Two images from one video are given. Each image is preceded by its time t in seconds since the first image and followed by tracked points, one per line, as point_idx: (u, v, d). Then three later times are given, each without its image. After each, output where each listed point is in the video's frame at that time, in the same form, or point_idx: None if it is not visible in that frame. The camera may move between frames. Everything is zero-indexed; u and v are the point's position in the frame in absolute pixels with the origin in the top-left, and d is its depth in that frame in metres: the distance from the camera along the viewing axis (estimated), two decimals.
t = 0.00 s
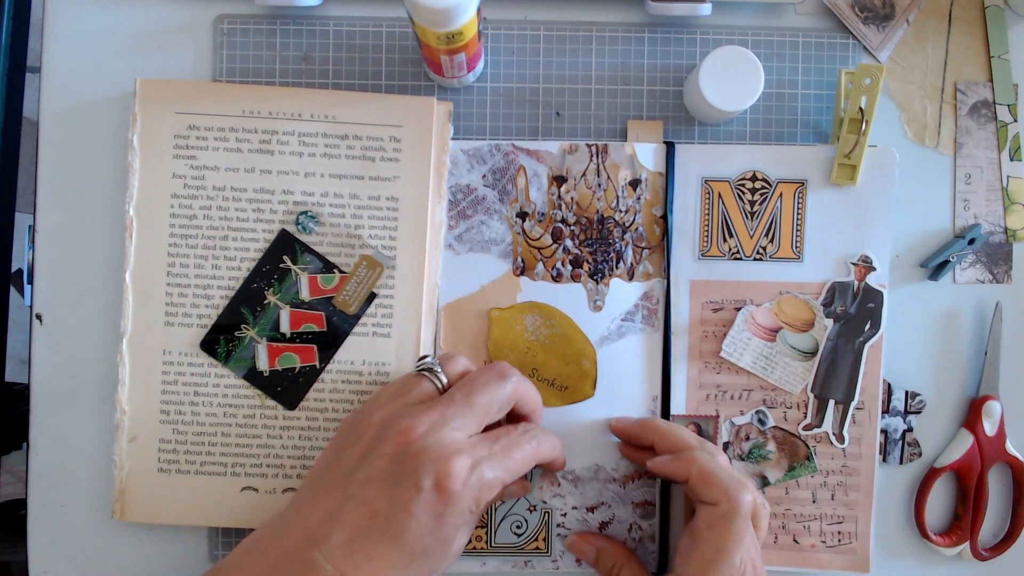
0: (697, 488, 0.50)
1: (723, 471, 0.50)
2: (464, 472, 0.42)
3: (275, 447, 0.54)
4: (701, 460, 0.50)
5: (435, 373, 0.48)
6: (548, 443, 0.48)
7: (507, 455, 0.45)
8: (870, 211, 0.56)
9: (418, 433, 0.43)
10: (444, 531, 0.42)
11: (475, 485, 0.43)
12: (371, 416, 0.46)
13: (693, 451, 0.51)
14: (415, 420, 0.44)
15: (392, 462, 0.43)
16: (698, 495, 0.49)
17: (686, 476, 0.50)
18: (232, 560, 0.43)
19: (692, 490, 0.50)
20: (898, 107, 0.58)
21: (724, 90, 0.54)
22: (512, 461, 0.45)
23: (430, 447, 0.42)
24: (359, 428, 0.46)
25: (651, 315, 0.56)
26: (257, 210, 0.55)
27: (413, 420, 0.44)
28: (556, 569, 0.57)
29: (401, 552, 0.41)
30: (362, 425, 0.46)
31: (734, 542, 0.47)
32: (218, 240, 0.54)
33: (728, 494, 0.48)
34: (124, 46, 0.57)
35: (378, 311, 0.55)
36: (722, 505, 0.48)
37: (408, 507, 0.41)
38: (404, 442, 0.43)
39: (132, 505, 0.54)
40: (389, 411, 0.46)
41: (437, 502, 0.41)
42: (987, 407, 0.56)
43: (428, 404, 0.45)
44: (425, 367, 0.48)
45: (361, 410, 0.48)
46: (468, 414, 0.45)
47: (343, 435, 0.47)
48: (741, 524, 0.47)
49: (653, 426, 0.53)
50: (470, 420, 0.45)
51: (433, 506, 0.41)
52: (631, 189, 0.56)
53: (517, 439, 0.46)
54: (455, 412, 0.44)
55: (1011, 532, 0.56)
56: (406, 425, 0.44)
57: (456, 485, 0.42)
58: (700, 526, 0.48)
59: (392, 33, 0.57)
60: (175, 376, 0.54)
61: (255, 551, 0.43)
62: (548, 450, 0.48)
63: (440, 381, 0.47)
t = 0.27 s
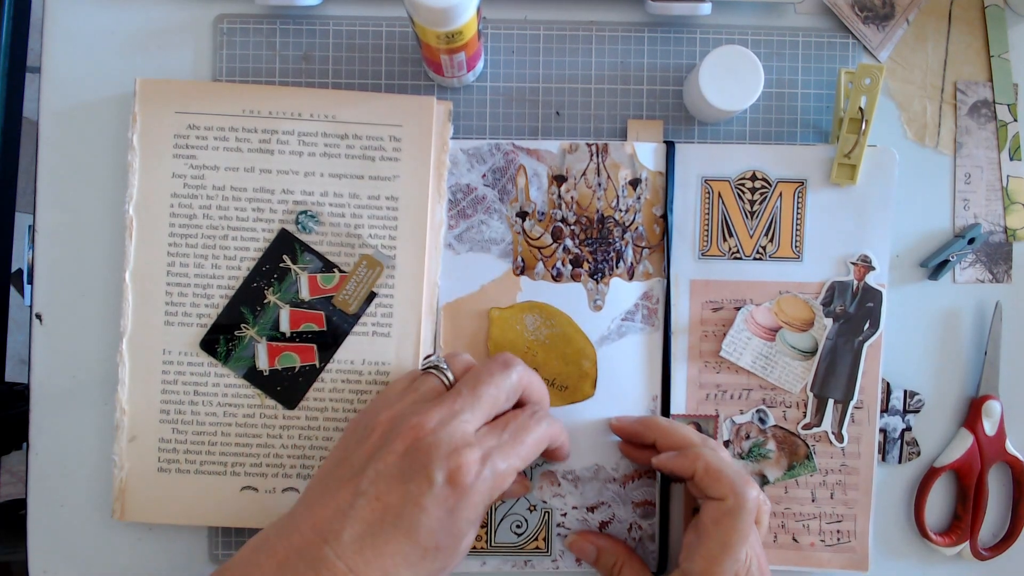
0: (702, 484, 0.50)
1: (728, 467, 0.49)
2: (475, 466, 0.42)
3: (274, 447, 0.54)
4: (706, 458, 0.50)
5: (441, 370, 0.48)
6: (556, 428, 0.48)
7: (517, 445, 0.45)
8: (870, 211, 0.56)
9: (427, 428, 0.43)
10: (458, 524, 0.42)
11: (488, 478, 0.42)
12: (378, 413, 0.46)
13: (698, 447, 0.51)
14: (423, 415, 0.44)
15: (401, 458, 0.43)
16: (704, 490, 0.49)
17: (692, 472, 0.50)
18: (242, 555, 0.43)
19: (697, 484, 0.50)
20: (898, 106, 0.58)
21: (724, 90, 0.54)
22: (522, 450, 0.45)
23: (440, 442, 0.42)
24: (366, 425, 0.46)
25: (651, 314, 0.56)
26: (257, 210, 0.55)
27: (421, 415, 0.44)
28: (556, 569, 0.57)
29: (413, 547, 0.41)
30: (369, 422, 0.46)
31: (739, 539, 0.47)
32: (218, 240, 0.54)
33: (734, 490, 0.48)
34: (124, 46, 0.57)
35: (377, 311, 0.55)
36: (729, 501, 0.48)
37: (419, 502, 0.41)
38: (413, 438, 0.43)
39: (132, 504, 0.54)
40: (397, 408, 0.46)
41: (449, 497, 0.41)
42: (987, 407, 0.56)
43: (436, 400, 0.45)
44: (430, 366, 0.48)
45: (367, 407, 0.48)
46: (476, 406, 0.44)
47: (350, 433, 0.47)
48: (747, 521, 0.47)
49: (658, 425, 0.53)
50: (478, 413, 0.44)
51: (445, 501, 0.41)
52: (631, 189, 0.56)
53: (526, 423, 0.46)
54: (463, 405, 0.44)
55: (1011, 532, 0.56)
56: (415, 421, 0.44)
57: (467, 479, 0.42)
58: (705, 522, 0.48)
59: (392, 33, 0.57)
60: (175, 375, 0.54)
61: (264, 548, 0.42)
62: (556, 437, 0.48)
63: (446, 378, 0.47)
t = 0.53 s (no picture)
0: (702, 481, 0.50)
1: (729, 464, 0.49)
2: (490, 460, 0.42)
3: (274, 447, 0.54)
4: (706, 454, 0.50)
5: (450, 366, 0.48)
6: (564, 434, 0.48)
7: (530, 441, 0.45)
8: (870, 211, 0.56)
9: (440, 423, 0.43)
10: (473, 519, 0.42)
11: (502, 472, 0.43)
12: (387, 410, 0.46)
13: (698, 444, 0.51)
14: (436, 411, 0.44)
15: (415, 454, 0.43)
16: (704, 487, 0.49)
17: (692, 470, 0.50)
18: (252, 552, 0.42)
19: (698, 482, 0.50)
20: (898, 106, 0.58)
21: (724, 90, 0.54)
22: (535, 446, 0.45)
23: (453, 437, 0.42)
24: (376, 422, 0.46)
25: (651, 314, 0.56)
26: (257, 210, 0.55)
27: (433, 411, 0.44)
28: (556, 569, 0.57)
29: (429, 541, 0.41)
30: (379, 419, 0.46)
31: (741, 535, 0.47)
32: (218, 240, 0.54)
33: (735, 486, 0.48)
34: (124, 46, 0.57)
35: (378, 311, 0.55)
36: (730, 498, 0.48)
37: (434, 496, 0.41)
38: (427, 433, 0.43)
39: (132, 505, 0.54)
40: (407, 404, 0.46)
41: (463, 490, 0.41)
42: (987, 407, 0.56)
43: (446, 395, 0.45)
44: (436, 362, 0.48)
45: (375, 404, 0.48)
46: (488, 402, 0.44)
47: (359, 430, 0.47)
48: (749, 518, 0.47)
49: (659, 424, 0.53)
50: (490, 408, 0.44)
51: (460, 495, 0.41)
52: (631, 189, 0.56)
53: (537, 422, 0.46)
54: (475, 400, 0.44)
55: (1011, 532, 0.56)
56: (427, 417, 0.44)
57: (483, 473, 0.42)
58: (705, 519, 0.49)
59: (392, 33, 0.57)
60: (175, 375, 0.54)
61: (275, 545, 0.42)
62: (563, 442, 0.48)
63: (455, 374, 0.47)
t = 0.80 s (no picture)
0: (701, 478, 0.50)
1: (729, 462, 0.49)
2: (522, 462, 0.43)
3: (274, 447, 0.54)
4: (705, 452, 0.50)
5: (472, 367, 0.47)
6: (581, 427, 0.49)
7: (556, 437, 0.45)
8: (870, 211, 0.56)
9: (470, 425, 0.43)
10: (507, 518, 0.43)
11: (534, 473, 0.43)
12: (412, 410, 0.46)
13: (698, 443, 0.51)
14: (464, 412, 0.44)
15: (447, 456, 0.43)
16: (704, 485, 0.50)
17: (692, 468, 0.50)
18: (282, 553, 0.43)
19: (698, 480, 0.50)
20: (898, 106, 0.58)
21: (724, 90, 0.54)
22: (561, 441, 0.45)
23: (485, 439, 0.43)
24: (402, 422, 0.46)
25: (651, 314, 0.56)
26: (257, 210, 0.55)
27: (461, 412, 0.44)
28: (556, 569, 0.57)
29: (467, 542, 0.42)
30: (405, 420, 0.46)
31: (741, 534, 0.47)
32: (218, 240, 0.54)
33: (735, 485, 0.48)
34: (124, 46, 0.57)
35: (378, 311, 0.55)
36: (729, 496, 0.48)
37: (469, 498, 0.42)
38: (456, 435, 0.43)
39: (132, 504, 0.54)
40: (433, 404, 0.45)
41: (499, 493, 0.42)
42: (987, 407, 0.56)
43: (471, 395, 0.45)
44: (459, 363, 0.47)
45: (397, 403, 0.47)
46: (516, 402, 0.44)
47: (384, 431, 0.46)
48: (748, 515, 0.48)
49: (658, 423, 0.53)
50: (518, 407, 0.45)
51: (496, 498, 0.42)
52: (631, 189, 0.56)
53: (560, 416, 0.46)
54: (503, 400, 0.44)
55: (1011, 532, 0.56)
56: (456, 418, 0.43)
57: (517, 475, 0.42)
58: (705, 519, 0.49)
59: (392, 33, 0.57)
60: (175, 375, 0.54)
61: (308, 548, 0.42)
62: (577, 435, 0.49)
63: (478, 374, 0.47)
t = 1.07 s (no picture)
0: (701, 477, 0.50)
1: (728, 461, 0.49)
2: (543, 495, 0.45)
3: (274, 447, 0.54)
4: (705, 450, 0.50)
5: (493, 390, 0.47)
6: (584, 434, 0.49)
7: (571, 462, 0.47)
8: (870, 211, 0.56)
9: (497, 460, 0.45)
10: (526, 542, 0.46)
11: (553, 501, 0.46)
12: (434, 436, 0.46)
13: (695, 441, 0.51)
14: (491, 446, 0.45)
15: (474, 490, 0.44)
16: (703, 484, 0.50)
17: (690, 466, 0.50)
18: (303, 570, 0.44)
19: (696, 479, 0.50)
20: (898, 106, 0.58)
21: (724, 90, 0.54)
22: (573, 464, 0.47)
23: (512, 476, 0.45)
24: (425, 449, 0.46)
25: (651, 314, 0.56)
26: (257, 210, 0.55)
27: (489, 446, 0.45)
28: (556, 569, 0.57)
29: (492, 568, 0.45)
30: (428, 445, 0.46)
31: (739, 532, 0.47)
32: (218, 240, 0.54)
33: (733, 484, 0.48)
34: (124, 46, 0.57)
35: (378, 311, 0.55)
36: (728, 494, 0.48)
37: (496, 530, 0.44)
38: (484, 469, 0.44)
39: (132, 504, 0.54)
40: (457, 433, 0.46)
41: (524, 525, 0.45)
42: (987, 407, 0.56)
43: (495, 424, 0.46)
44: (484, 383, 0.47)
45: (415, 422, 0.47)
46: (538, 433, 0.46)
47: (405, 453, 0.46)
48: (746, 513, 0.48)
49: (657, 422, 0.53)
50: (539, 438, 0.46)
51: (520, 528, 0.45)
52: (631, 189, 0.56)
53: (571, 433, 0.47)
54: (528, 434, 0.45)
55: (1011, 532, 0.56)
56: (483, 452, 0.44)
57: (540, 507, 0.45)
58: (705, 518, 0.49)
59: (392, 33, 0.57)
60: (175, 375, 0.54)
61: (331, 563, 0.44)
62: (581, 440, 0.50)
63: (497, 397, 0.47)
